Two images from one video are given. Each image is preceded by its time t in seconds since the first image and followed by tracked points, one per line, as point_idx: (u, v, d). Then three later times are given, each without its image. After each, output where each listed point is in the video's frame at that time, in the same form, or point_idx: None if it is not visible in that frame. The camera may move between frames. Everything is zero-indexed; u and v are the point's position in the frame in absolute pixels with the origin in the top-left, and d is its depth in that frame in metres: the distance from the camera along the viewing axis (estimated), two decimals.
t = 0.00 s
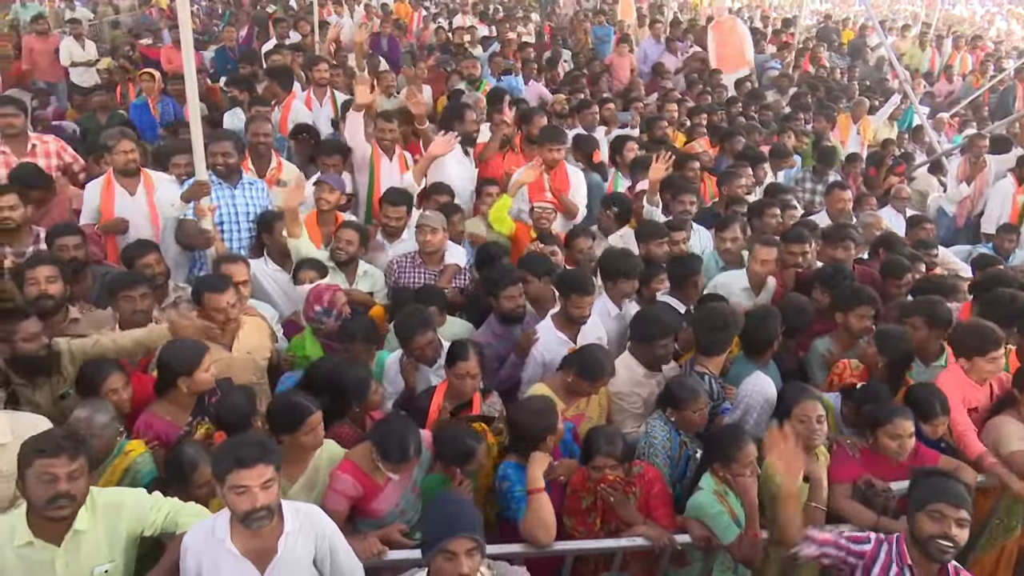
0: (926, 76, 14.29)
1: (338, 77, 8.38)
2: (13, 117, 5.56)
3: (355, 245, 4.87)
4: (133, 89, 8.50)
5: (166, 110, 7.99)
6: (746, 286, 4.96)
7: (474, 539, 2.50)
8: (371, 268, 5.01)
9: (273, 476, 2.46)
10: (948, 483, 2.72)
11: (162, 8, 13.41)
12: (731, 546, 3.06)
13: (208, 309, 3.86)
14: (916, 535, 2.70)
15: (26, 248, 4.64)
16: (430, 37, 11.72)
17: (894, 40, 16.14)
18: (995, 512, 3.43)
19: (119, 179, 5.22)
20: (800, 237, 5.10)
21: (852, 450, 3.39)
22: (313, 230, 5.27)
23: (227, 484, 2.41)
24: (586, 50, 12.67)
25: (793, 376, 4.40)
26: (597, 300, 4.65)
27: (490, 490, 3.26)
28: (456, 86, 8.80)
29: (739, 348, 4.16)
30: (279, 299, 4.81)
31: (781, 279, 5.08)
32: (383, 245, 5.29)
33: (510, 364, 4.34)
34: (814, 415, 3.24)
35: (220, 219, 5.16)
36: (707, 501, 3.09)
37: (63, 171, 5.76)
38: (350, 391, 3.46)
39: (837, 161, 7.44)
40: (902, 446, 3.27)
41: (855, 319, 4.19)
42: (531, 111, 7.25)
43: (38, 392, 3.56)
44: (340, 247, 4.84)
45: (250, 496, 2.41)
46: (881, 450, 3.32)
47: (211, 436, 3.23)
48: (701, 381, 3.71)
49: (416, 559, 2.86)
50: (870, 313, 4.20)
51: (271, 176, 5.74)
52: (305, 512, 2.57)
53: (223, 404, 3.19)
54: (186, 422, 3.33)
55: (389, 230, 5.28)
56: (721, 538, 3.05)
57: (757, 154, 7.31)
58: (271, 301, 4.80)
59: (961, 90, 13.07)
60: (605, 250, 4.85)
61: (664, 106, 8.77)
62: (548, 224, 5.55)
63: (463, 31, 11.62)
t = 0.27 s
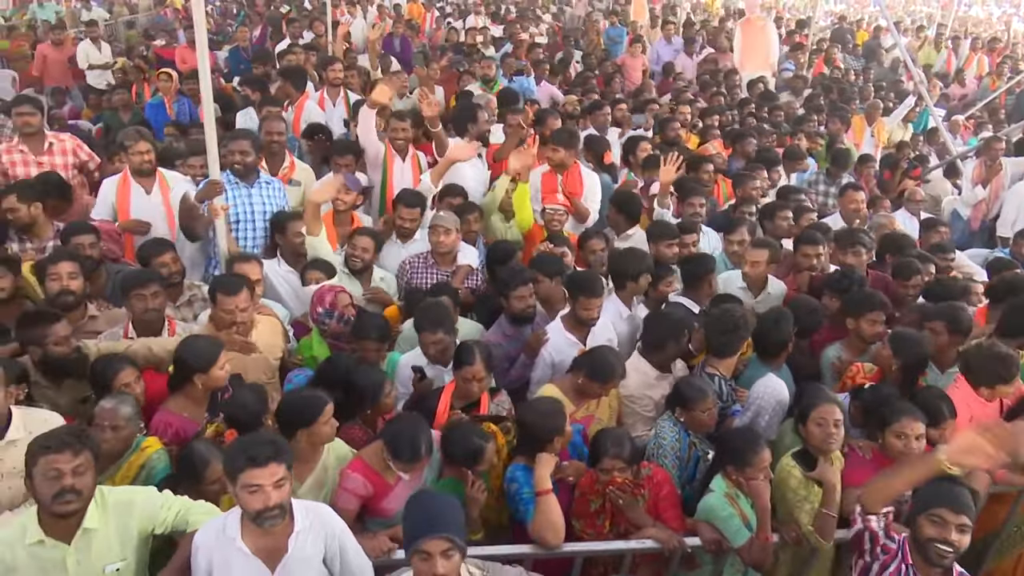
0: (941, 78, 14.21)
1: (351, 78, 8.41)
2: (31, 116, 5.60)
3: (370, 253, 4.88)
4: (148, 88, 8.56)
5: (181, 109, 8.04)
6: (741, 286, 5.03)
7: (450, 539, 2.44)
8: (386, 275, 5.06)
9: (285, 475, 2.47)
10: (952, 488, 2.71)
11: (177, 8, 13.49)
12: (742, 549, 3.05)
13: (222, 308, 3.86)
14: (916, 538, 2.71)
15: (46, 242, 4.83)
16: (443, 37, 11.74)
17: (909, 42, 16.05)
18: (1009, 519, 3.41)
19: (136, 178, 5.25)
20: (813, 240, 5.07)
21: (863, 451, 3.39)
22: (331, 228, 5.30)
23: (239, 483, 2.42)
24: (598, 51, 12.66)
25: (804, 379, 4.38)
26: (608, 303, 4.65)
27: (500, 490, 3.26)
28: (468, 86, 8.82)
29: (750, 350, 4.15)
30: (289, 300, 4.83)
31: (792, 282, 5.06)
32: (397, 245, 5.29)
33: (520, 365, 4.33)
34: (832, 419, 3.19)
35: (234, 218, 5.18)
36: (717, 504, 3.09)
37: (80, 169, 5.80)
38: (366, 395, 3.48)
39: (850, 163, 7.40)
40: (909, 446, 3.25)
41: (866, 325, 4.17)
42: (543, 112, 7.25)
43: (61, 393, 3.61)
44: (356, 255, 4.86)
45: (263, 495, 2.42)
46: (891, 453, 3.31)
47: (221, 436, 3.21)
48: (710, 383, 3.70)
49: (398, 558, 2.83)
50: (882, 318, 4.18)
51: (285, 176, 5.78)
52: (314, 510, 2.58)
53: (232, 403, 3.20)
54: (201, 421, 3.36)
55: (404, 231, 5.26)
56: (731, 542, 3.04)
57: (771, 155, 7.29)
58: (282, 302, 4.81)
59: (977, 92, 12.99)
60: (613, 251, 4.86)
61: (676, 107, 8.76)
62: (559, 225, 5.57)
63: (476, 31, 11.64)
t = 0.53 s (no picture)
0: (955, 80, 14.13)
1: (362, 78, 8.43)
2: (48, 115, 5.63)
3: (384, 256, 4.90)
4: (162, 88, 8.60)
5: (194, 109, 8.07)
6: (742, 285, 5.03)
7: (433, 544, 2.33)
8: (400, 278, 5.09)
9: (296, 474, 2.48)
10: (983, 500, 2.68)
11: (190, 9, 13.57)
12: (752, 553, 3.04)
13: (231, 308, 3.90)
14: (941, 546, 2.68)
15: (63, 239, 4.98)
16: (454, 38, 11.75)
17: (922, 44, 15.97)
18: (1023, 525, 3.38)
19: (150, 177, 5.29)
20: (825, 243, 5.03)
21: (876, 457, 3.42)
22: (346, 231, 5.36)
23: (250, 482, 2.43)
24: (609, 52, 12.65)
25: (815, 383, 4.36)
26: (616, 305, 4.65)
27: (509, 491, 3.26)
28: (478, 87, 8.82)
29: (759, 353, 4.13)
30: (300, 300, 4.83)
31: (803, 284, 5.05)
32: (407, 246, 5.31)
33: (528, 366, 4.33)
34: (845, 423, 3.17)
35: (244, 217, 5.19)
36: (728, 507, 3.07)
37: (96, 168, 5.82)
38: (377, 395, 3.48)
39: (862, 166, 7.37)
40: (918, 450, 3.24)
41: (877, 331, 4.15)
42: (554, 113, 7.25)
43: (82, 390, 3.57)
44: (370, 258, 4.87)
45: (273, 495, 2.43)
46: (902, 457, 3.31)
47: (229, 434, 3.21)
48: (718, 385, 3.70)
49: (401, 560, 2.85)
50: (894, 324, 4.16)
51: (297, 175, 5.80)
52: (324, 510, 2.58)
53: (242, 402, 3.21)
54: (211, 419, 3.37)
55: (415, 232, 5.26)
56: (741, 545, 3.03)
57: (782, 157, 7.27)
58: (292, 302, 4.82)
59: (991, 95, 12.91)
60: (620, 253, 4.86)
61: (687, 108, 8.74)
62: (570, 227, 5.59)
63: (487, 33, 11.66)
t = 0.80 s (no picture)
0: (972, 82, 14.03)
1: (377, 80, 8.47)
2: (68, 115, 5.69)
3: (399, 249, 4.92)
4: (179, 88, 8.67)
5: (211, 110, 8.13)
6: (752, 285, 5.04)
7: (433, 542, 2.34)
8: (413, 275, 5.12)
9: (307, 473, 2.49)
10: (997, 505, 2.67)
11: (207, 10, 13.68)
12: (763, 558, 3.04)
13: (245, 309, 3.90)
14: (956, 552, 2.69)
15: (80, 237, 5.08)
16: (467, 40, 11.78)
17: (939, 46, 15.87)
18: None
19: (165, 176, 5.31)
20: (841, 246, 4.98)
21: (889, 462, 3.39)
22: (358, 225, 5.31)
23: (263, 480, 2.44)
24: (623, 54, 12.65)
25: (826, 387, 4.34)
26: (627, 306, 4.66)
27: (521, 492, 3.27)
28: (492, 88, 8.84)
29: (770, 356, 4.15)
30: (316, 301, 4.85)
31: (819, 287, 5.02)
32: (421, 246, 5.34)
33: (539, 367, 4.34)
34: (861, 428, 3.15)
35: (259, 217, 5.22)
36: (739, 511, 3.06)
37: (114, 167, 5.86)
38: (392, 394, 3.47)
39: (877, 169, 7.35)
40: (930, 454, 3.25)
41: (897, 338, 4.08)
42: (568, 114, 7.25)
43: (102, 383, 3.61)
44: (385, 251, 4.88)
45: (285, 492, 2.44)
46: (916, 463, 3.31)
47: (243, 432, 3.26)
48: (727, 386, 3.69)
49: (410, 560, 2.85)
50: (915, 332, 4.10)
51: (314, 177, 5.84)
52: (335, 509, 2.60)
53: (255, 400, 3.23)
54: (224, 418, 3.40)
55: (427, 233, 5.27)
56: (752, 549, 3.02)
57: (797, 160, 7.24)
58: (306, 302, 4.85)
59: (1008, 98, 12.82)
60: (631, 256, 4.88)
61: (701, 110, 8.73)
62: (582, 229, 5.59)
63: (502, 34, 11.69)
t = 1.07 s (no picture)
0: (991, 85, 13.92)
1: (393, 81, 8.52)
2: (89, 115, 5.75)
3: (406, 251, 4.93)
4: (195, 89, 8.73)
5: (227, 110, 8.18)
6: (771, 290, 5.00)
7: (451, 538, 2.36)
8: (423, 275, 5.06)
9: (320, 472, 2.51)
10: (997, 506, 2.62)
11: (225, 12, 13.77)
12: (776, 564, 3.03)
13: (262, 306, 3.93)
14: (957, 553, 2.64)
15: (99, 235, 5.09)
16: (482, 42, 11.80)
17: (957, 49, 15.77)
18: None
19: (183, 175, 5.41)
20: (862, 252, 4.94)
21: (906, 467, 3.34)
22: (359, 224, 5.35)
23: (276, 478, 2.46)
24: (637, 56, 12.63)
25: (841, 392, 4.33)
26: (640, 308, 4.66)
27: (535, 492, 3.25)
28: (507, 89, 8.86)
29: (786, 358, 4.13)
30: (328, 301, 4.89)
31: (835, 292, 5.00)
32: (434, 247, 5.34)
33: (551, 368, 4.35)
34: (874, 432, 3.19)
35: (275, 217, 5.25)
36: (751, 516, 3.06)
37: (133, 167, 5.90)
38: (408, 398, 3.50)
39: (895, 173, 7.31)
40: (950, 460, 3.18)
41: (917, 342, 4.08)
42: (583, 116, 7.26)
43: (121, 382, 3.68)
44: (393, 253, 4.90)
45: (298, 491, 2.46)
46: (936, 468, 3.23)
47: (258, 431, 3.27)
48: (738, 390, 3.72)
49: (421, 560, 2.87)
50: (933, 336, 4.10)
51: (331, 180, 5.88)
52: (346, 509, 2.61)
53: (271, 399, 3.26)
54: (243, 416, 3.43)
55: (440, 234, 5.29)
56: (765, 555, 3.02)
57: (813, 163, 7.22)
58: (321, 301, 4.89)
59: None
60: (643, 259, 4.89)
61: (716, 112, 8.72)
62: (593, 231, 5.57)
63: (517, 36, 11.71)
